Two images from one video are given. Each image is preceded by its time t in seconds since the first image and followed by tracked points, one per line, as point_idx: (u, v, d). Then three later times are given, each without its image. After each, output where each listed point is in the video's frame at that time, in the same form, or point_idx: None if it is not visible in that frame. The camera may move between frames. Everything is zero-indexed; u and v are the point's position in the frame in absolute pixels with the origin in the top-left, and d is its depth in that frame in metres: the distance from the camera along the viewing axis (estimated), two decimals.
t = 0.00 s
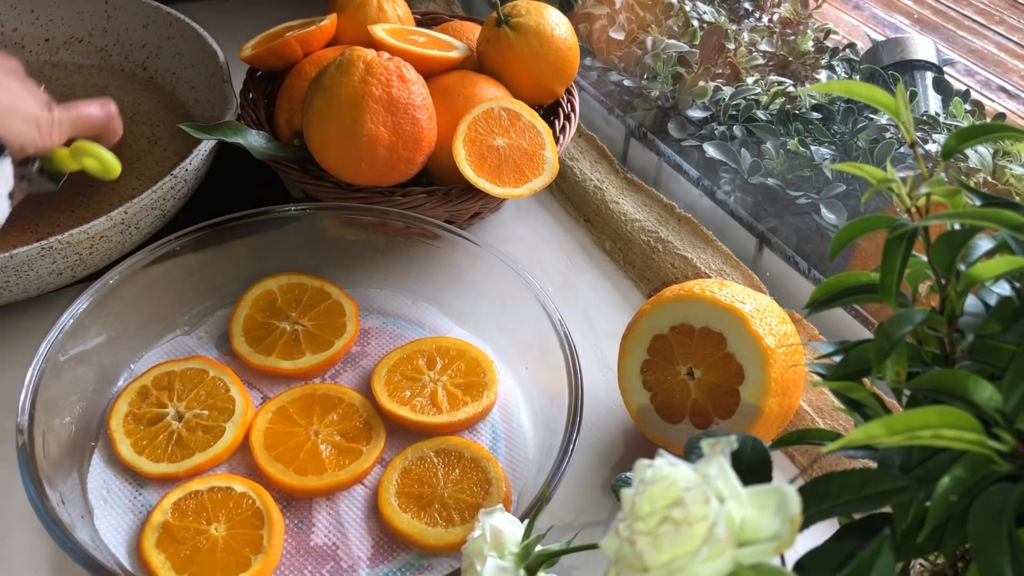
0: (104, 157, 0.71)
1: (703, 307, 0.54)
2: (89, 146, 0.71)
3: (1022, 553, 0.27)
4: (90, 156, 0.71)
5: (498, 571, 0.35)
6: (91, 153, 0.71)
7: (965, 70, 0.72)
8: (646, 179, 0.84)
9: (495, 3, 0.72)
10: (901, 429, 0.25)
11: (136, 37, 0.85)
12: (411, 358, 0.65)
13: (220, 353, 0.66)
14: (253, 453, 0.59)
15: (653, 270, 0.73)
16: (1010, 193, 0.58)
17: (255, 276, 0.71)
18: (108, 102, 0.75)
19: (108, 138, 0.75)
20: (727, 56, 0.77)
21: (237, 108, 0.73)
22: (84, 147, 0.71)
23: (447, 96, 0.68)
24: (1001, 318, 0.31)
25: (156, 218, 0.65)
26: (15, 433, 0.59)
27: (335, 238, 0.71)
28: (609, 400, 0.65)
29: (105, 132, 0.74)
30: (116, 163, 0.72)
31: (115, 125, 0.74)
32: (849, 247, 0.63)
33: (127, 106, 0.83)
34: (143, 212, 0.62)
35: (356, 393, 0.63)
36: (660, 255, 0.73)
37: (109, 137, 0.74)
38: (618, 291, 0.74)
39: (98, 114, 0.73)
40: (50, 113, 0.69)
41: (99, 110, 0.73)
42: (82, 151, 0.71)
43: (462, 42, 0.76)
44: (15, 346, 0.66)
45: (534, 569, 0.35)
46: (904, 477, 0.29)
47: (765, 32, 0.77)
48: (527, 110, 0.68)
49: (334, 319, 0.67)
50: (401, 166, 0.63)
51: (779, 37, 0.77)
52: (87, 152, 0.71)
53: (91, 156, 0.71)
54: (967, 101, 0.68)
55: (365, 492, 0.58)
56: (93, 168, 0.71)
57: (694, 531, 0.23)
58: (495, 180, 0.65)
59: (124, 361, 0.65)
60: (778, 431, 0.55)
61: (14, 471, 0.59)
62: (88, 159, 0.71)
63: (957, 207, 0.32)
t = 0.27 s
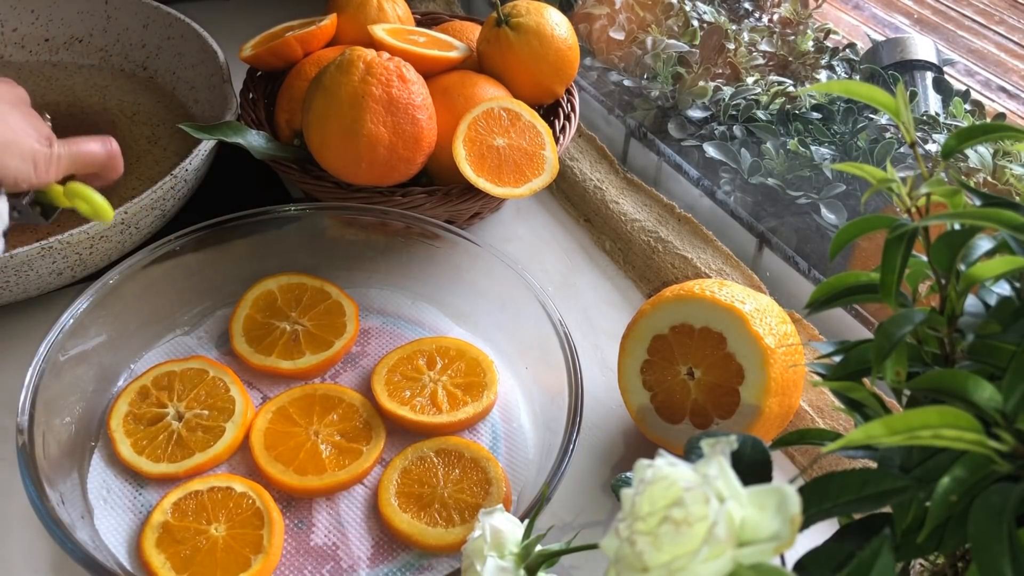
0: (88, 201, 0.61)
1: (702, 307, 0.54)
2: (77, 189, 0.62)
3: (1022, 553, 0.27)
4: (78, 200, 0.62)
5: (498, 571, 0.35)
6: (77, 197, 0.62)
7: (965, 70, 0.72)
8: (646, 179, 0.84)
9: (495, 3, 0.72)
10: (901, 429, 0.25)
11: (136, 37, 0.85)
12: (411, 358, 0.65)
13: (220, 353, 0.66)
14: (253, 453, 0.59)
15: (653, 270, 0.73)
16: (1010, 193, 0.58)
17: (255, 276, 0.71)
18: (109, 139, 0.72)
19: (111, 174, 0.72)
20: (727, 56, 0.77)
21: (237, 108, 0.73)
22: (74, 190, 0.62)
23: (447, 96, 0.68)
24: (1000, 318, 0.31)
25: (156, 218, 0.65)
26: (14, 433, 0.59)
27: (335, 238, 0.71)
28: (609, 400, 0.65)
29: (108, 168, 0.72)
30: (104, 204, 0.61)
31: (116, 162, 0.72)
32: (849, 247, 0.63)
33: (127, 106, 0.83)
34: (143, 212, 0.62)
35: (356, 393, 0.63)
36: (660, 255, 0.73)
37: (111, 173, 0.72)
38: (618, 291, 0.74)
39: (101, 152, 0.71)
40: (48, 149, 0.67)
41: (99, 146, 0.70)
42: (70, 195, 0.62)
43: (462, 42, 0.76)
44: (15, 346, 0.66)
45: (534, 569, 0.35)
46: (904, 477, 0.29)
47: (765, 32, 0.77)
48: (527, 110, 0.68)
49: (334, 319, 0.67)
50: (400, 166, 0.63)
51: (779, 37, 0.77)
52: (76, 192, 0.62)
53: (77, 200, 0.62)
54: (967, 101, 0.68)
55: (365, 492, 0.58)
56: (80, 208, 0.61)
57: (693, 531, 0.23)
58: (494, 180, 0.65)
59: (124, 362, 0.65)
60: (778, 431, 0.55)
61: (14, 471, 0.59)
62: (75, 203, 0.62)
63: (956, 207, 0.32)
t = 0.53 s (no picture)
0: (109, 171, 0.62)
1: (703, 307, 0.54)
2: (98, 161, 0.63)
3: (1022, 552, 0.27)
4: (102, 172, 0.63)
5: (498, 571, 0.35)
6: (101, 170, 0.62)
7: (965, 70, 0.72)
8: (646, 179, 0.84)
9: (495, 3, 0.72)
10: (901, 429, 0.25)
11: (136, 37, 0.85)
12: (411, 358, 0.65)
13: (220, 353, 0.66)
14: (252, 453, 0.59)
15: (653, 270, 0.73)
16: (1010, 193, 0.58)
17: (255, 276, 0.71)
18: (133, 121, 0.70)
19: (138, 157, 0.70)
20: (727, 56, 0.77)
21: (237, 108, 0.73)
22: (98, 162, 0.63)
23: (447, 96, 0.68)
24: (1000, 318, 0.31)
25: (156, 218, 0.65)
26: (15, 433, 0.59)
27: (335, 238, 0.71)
28: (609, 400, 0.65)
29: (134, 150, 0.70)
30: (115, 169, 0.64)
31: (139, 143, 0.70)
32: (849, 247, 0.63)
33: (127, 106, 0.83)
34: (143, 212, 0.62)
35: (356, 393, 0.63)
36: (660, 255, 0.73)
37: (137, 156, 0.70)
38: (618, 291, 0.74)
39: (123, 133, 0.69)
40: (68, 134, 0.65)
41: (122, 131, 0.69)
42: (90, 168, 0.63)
43: (462, 42, 0.76)
44: (15, 346, 0.66)
45: (534, 569, 0.35)
46: (904, 477, 0.29)
47: (765, 32, 0.77)
48: (527, 110, 0.68)
49: (334, 319, 0.67)
50: (401, 166, 0.63)
51: (779, 37, 0.77)
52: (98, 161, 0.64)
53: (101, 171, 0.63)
54: (967, 101, 0.68)
55: (365, 492, 0.58)
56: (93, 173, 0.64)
57: (694, 531, 0.23)
58: (494, 180, 0.65)
59: (124, 362, 0.65)
60: (778, 431, 0.55)
61: (14, 471, 0.59)
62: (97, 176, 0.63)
63: (957, 207, 0.32)
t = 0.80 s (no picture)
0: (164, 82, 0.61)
1: (703, 307, 0.54)
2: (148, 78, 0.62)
3: (1022, 553, 0.27)
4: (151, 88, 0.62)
5: (498, 571, 0.35)
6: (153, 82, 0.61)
7: (965, 70, 0.72)
8: (646, 179, 0.84)
9: (495, 3, 0.72)
10: (901, 429, 0.25)
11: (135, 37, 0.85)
12: (410, 358, 0.65)
13: (220, 353, 0.66)
14: (252, 453, 0.59)
15: (653, 270, 0.73)
16: (1010, 193, 0.58)
17: (255, 276, 0.71)
18: (139, 27, 0.71)
19: (154, 61, 0.72)
20: (727, 56, 0.77)
21: (237, 108, 0.73)
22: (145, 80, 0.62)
23: (447, 96, 0.68)
24: (1000, 318, 0.31)
25: (156, 218, 0.65)
26: (15, 433, 0.59)
27: (335, 238, 0.71)
28: (609, 399, 0.65)
29: (149, 56, 0.72)
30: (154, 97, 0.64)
31: (155, 46, 0.72)
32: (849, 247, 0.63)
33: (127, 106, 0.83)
34: (143, 212, 0.62)
35: (356, 393, 0.63)
36: (660, 255, 0.73)
37: (157, 57, 0.72)
38: (618, 291, 0.74)
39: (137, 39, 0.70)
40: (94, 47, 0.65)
41: (133, 38, 0.70)
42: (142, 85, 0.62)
43: (462, 42, 0.76)
44: (15, 346, 0.66)
45: (534, 569, 0.35)
46: (904, 477, 0.29)
47: (765, 32, 0.77)
48: (527, 110, 0.68)
49: (334, 319, 0.67)
50: (401, 166, 0.63)
51: (779, 37, 0.77)
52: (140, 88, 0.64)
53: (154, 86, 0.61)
54: (967, 101, 0.68)
55: (365, 492, 0.58)
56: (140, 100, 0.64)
57: (694, 531, 0.23)
58: (494, 180, 0.65)
59: (124, 362, 0.65)
60: (778, 431, 0.55)
61: (14, 471, 0.59)
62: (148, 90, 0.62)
63: (957, 207, 0.32)
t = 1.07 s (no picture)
0: (148, 94, 0.59)
1: (703, 307, 0.54)
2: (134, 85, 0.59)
3: (1022, 553, 0.27)
4: (136, 97, 0.60)
5: (498, 571, 0.35)
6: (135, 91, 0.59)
7: (965, 70, 0.72)
8: (646, 179, 0.84)
9: (495, 3, 0.72)
10: (901, 429, 0.25)
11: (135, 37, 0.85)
12: (411, 358, 0.65)
13: (220, 353, 0.66)
14: (253, 453, 0.59)
15: (653, 270, 0.73)
16: (1010, 193, 0.58)
17: (255, 276, 0.71)
18: (127, 42, 0.71)
19: (136, 79, 0.72)
20: (727, 56, 0.77)
21: (237, 108, 0.73)
22: (128, 87, 0.60)
23: (447, 96, 0.68)
24: (1000, 318, 0.31)
25: (156, 218, 0.65)
26: (15, 433, 0.59)
27: (335, 238, 0.71)
28: (609, 399, 0.65)
29: (132, 72, 0.72)
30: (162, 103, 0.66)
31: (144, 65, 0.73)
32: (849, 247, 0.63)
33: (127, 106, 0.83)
34: (143, 212, 0.62)
35: (356, 393, 0.63)
36: (660, 255, 0.73)
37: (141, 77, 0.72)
38: (618, 291, 0.74)
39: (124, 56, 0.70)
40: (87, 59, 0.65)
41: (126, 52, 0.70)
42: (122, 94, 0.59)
43: (462, 42, 0.76)
44: (15, 346, 0.66)
45: (534, 569, 0.35)
46: (904, 477, 0.29)
47: (765, 32, 0.78)
48: (527, 110, 0.68)
49: (334, 319, 0.67)
50: (401, 166, 0.63)
51: (779, 37, 0.77)
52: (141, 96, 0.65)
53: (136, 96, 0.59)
54: (967, 101, 0.68)
55: (365, 492, 0.58)
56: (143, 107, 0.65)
57: (694, 531, 0.23)
58: (494, 180, 0.65)
59: (124, 362, 0.65)
60: (778, 431, 0.55)
61: (14, 471, 0.59)
62: (130, 100, 0.59)
63: (956, 207, 0.32)
